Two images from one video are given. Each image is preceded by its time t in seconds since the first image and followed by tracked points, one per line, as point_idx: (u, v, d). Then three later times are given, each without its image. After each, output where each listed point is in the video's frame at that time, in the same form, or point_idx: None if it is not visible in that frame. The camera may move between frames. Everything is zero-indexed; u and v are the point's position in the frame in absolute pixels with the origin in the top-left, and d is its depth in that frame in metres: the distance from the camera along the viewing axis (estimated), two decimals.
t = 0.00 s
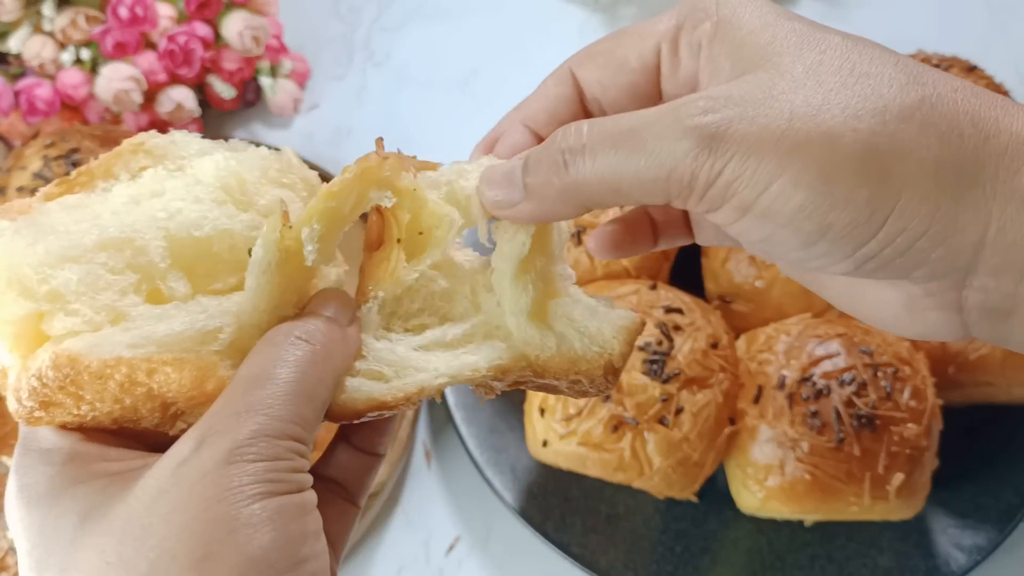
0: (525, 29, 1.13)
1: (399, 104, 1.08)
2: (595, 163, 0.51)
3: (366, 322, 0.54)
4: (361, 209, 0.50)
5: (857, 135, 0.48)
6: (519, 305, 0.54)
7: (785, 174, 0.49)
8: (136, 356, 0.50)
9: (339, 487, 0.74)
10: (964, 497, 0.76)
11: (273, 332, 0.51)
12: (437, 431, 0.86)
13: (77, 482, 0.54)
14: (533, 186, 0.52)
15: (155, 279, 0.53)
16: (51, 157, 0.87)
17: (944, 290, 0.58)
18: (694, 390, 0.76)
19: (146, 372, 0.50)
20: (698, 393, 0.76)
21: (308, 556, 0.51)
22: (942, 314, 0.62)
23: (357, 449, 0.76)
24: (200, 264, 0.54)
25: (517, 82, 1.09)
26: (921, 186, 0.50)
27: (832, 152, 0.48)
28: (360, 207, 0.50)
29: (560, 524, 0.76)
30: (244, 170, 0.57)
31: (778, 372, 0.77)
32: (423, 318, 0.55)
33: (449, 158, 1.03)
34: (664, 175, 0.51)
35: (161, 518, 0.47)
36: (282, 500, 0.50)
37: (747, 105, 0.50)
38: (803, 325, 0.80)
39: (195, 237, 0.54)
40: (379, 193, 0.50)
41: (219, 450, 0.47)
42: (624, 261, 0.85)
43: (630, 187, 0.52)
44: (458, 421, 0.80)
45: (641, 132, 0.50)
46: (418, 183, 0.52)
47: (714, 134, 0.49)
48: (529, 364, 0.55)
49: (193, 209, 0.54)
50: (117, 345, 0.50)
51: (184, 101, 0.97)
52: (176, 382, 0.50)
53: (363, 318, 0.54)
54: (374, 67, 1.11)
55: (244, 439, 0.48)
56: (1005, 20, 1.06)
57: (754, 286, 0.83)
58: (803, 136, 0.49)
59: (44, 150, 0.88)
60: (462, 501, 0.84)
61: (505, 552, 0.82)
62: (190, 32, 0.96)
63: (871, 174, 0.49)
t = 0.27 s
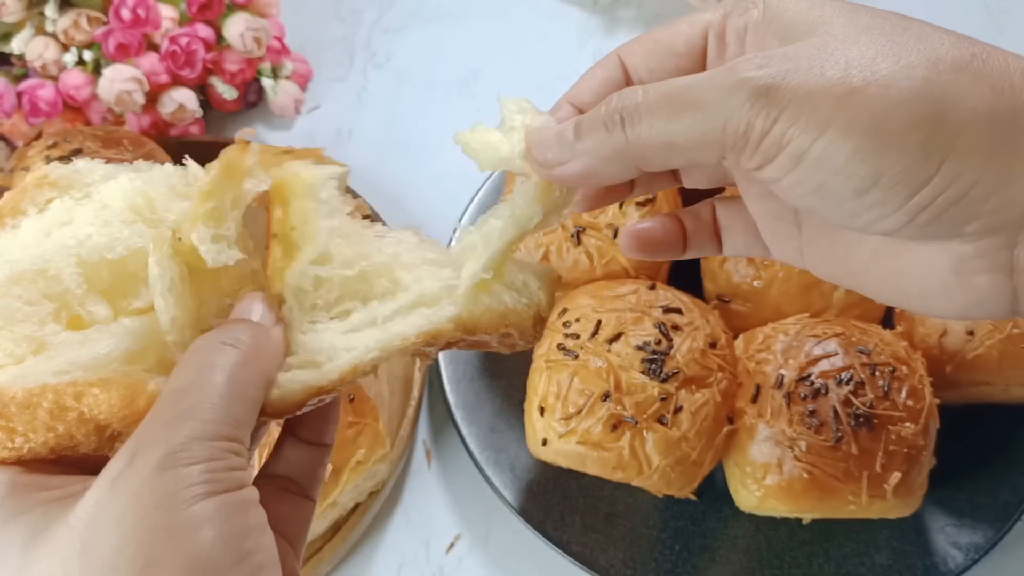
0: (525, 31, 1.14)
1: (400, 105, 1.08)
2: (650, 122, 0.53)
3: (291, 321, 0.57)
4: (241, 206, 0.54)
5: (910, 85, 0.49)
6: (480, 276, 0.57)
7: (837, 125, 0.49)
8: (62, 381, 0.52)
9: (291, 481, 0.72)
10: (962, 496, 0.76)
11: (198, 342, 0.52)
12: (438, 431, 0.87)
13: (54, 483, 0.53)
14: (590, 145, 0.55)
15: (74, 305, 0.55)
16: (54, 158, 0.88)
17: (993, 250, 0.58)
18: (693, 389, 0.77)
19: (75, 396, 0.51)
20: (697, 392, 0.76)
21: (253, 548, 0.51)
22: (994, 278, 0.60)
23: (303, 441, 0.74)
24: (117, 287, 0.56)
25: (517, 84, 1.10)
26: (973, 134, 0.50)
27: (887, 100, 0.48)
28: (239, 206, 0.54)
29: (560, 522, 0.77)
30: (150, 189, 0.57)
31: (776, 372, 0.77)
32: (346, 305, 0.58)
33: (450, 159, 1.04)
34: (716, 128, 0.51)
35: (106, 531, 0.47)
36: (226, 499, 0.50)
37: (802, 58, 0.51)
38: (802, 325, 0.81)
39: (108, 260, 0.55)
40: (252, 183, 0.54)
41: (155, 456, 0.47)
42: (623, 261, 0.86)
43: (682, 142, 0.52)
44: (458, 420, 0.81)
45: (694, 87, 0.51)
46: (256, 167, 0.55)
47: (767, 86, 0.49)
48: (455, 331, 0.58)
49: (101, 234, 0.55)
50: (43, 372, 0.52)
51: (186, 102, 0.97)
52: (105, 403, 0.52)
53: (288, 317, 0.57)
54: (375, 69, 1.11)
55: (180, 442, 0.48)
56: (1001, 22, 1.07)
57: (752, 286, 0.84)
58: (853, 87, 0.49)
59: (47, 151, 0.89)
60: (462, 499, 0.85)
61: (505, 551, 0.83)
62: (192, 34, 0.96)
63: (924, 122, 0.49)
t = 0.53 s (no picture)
0: (525, 31, 1.14)
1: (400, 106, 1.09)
2: (708, 119, 0.55)
3: (257, 320, 0.56)
4: (189, 210, 0.53)
5: (961, 77, 0.52)
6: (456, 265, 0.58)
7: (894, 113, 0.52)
8: (26, 400, 0.52)
9: (268, 482, 0.72)
10: (960, 496, 0.76)
11: (165, 351, 0.52)
12: (438, 431, 0.87)
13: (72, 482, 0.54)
14: (649, 143, 0.57)
15: (36, 321, 0.54)
16: (54, 158, 0.88)
17: None
18: (692, 389, 0.77)
19: (43, 414, 0.52)
20: (696, 392, 0.76)
21: (230, 554, 0.53)
22: None
23: (278, 439, 0.74)
24: (75, 296, 0.54)
25: (517, 84, 1.10)
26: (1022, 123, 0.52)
27: (939, 91, 0.51)
28: (186, 210, 0.52)
29: (560, 522, 0.78)
30: (102, 201, 0.55)
31: (775, 371, 0.78)
32: (312, 300, 0.58)
33: (450, 159, 1.04)
34: (775, 123, 0.54)
35: (82, 542, 0.48)
36: (200, 505, 0.51)
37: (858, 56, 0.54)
38: (801, 325, 0.81)
39: (66, 274, 0.54)
40: (196, 186, 0.53)
41: (127, 469, 0.48)
42: (623, 261, 0.86)
43: (743, 138, 0.55)
44: (458, 419, 0.82)
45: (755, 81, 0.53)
46: (200, 168, 0.53)
47: (827, 79, 0.52)
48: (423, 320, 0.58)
49: (57, 249, 0.54)
50: (9, 393, 0.52)
51: (187, 102, 0.97)
52: (75, 419, 0.52)
53: (253, 318, 0.56)
54: (375, 69, 1.11)
55: (153, 454, 0.49)
56: (1000, 22, 1.07)
57: (751, 285, 0.85)
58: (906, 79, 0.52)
59: (48, 151, 0.89)
60: (463, 498, 0.85)
61: (505, 551, 0.83)
62: (193, 34, 0.96)
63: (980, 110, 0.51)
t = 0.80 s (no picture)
0: (524, 32, 1.14)
1: (401, 107, 1.09)
2: (772, 107, 0.56)
3: (243, 323, 0.53)
4: (167, 214, 0.50)
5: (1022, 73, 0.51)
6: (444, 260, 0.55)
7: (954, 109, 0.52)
8: (12, 414, 0.48)
9: (260, 485, 0.71)
10: (961, 495, 0.76)
11: (152, 358, 0.50)
12: (437, 431, 0.87)
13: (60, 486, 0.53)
14: (713, 131, 0.58)
15: (19, 332, 0.51)
16: (54, 158, 0.88)
17: None
18: (692, 389, 0.76)
19: (32, 426, 0.49)
20: (696, 392, 0.76)
21: (226, 562, 0.50)
22: None
23: (269, 441, 0.73)
24: (60, 304, 0.51)
25: (517, 84, 1.10)
26: None
27: (1003, 84, 0.51)
28: (165, 215, 0.50)
29: (560, 522, 0.78)
30: (83, 206, 0.52)
31: (775, 372, 0.78)
32: (299, 301, 0.55)
33: (449, 159, 1.04)
34: (839, 110, 0.55)
35: (74, 554, 0.46)
36: (195, 514, 0.49)
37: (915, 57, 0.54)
38: (800, 325, 0.81)
39: (49, 283, 0.51)
40: (173, 189, 0.50)
41: (116, 480, 0.46)
42: (623, 261, 0.86)
43: (807, 125, 0.56)
44: (458, 420, 0.82)
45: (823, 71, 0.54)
46: (172, 172, 0.50)
47: (890, 72, 0.53)
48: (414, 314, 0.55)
49: (38, 258, 0.51)
50: None
51: (187, 102, 0.97)
52: (64, 430, 0.49)
53: (239, 324, 0.53)
54: (375, 69, 1.11)
55: (142, 463, 0.47)
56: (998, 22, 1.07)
57: (751, 285, 0.85)
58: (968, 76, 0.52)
59: (48, 151, 0.89)
60: (462, 499, 0.85)
61: (505, 551, 0.83)
62: (193, 34, 0.96)
63: None
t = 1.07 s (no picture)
0: (525, 31, 1.14)
1: (401, 107, 1.09)
2: (809, 89, 0.55)
3: (229, 333, 0.52)
4: (149, 225, 0.48)
5: None
6: (431, 257, 0.52)
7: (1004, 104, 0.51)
8: None
9: (250, 494, 0.71)
10: (961, 496, 0.76)
11: (136, 371, 0.49)
12: (438, 431, 0.87)
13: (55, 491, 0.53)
14: (749, 114, 0.57)
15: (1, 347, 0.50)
16: (55, 158, 0.88)
17: None
18: (692, 389, 0.76)
19: (15, 444, 0.49)
20: (696, 392, 0.76)
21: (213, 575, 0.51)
22: None
23: (259, 450, 0.72)
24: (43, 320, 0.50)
25: (517, 84, 1.10)
26: None
27: None
28: (145, 226, 0.48)
29: (560, 522, 0.78)
30: (65, 218, 0.51)
31: (775, 372, 0.78)
32: (285, 308, 0.54)
33: (450, 159, 1.04)
34: (875, 94, 0.54)
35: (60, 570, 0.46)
36: (182, 527, 0.49)
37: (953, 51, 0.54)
38: (801, 324, 0.81)
39: (31, 297, 0.49)
40: (152, 200, 0.49)
41: (101, 495, 0.46)
42: (623, 261, 0.86)
43: (841, 109, 0.56)
44: (458, 419, 0.82)
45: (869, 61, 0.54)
46: (152, 181, 0.49)
47: (928, 56, 0.53)
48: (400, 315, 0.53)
49: (18, 271, 0.49)
50: None
51: (187, 102, 0.97)
52: (48, 447, 0.49)
53: (224, 333, 0.52)
54: (375, 69, 1.11)
55: (127, 478, 0.47)
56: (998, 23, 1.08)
57: (751, 285, 0.85)
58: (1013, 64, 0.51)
59: (48, 151, 0.89)
60: (462, 499, 0.85)
61: (505, 551, 0.83)
62: (193, 34, 0.96)
63: None
